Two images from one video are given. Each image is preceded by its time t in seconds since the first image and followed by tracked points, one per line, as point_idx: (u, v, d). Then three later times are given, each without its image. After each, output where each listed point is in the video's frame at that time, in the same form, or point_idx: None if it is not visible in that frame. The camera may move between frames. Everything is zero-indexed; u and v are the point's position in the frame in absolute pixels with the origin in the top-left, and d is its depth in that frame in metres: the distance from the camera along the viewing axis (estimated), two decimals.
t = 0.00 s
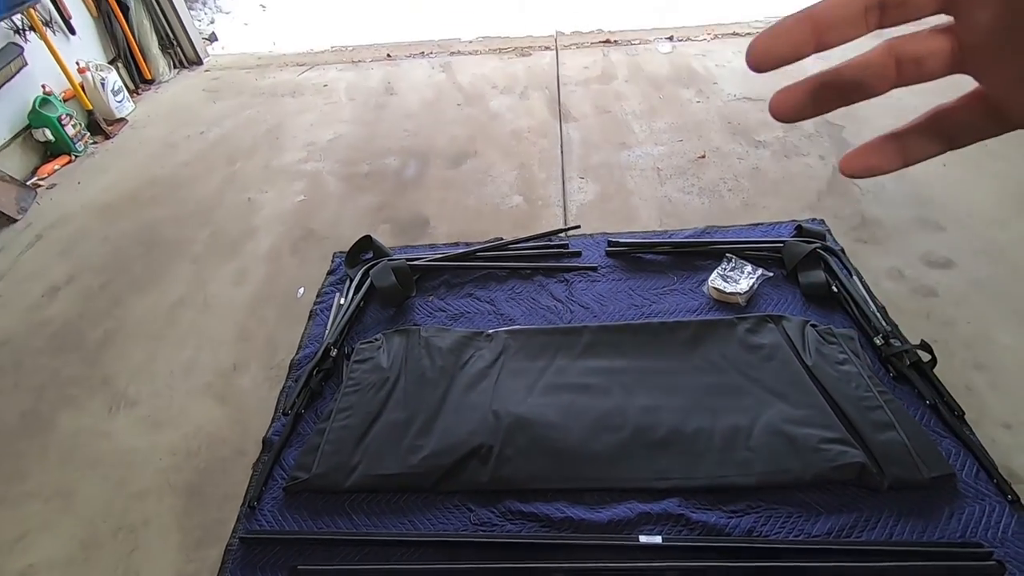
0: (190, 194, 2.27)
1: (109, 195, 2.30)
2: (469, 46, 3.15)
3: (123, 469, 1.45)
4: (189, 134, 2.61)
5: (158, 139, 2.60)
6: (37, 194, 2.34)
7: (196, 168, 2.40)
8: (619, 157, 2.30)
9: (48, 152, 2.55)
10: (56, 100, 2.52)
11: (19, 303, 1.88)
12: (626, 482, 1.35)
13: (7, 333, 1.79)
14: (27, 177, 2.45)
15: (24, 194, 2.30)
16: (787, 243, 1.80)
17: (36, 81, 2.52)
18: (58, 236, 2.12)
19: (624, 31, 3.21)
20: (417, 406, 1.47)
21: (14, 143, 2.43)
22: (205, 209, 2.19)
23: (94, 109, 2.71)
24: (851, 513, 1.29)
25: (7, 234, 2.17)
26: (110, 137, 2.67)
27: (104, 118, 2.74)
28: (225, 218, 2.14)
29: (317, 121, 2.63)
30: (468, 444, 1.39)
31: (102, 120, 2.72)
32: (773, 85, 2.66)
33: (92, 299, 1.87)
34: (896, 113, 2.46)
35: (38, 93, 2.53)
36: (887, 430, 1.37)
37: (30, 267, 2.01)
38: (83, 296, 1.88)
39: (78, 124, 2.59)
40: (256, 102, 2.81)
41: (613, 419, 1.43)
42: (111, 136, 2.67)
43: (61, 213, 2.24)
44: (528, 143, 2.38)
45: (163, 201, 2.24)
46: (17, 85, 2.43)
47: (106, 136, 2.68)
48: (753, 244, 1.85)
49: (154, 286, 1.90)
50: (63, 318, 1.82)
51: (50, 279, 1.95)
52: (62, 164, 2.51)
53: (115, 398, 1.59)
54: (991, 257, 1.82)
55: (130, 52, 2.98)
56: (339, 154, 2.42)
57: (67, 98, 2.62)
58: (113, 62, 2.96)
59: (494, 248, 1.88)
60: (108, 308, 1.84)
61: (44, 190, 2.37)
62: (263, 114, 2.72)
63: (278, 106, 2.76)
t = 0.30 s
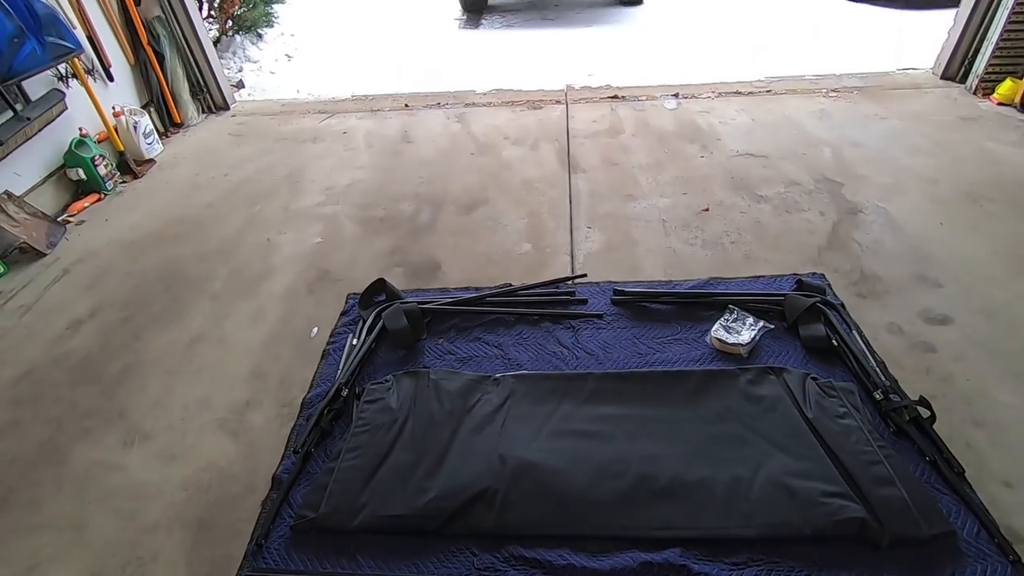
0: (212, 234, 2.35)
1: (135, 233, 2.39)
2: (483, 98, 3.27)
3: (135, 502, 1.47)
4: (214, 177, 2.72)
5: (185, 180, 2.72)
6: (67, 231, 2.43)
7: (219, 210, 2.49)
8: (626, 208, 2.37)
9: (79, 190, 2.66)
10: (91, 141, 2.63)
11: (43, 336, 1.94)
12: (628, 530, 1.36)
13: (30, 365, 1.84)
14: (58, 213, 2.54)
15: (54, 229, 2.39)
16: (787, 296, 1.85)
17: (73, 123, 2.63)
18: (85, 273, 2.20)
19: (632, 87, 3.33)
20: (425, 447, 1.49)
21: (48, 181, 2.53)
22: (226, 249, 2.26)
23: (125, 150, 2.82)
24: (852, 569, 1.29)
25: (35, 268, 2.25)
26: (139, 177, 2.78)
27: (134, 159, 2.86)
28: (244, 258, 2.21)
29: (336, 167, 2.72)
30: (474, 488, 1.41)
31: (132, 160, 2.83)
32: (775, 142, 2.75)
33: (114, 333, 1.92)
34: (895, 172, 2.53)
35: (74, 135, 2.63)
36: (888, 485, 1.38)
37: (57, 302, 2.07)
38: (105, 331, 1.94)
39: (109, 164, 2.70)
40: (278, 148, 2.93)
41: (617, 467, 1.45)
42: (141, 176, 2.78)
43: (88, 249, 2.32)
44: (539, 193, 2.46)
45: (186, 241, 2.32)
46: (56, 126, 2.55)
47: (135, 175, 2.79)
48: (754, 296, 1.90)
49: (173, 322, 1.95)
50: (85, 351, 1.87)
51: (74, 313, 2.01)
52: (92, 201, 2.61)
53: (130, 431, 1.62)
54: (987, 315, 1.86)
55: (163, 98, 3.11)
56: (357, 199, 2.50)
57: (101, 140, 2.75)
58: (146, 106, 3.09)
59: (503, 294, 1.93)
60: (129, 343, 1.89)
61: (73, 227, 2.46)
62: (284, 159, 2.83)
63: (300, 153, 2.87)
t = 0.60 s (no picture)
0: (223, 262, 2.37)
1: (148, 260, 2.41)
2: (493, 134, 3.32)
3: (134, 530, 1.45)
4: (228, 206, 2.76)
5: (199, 209, 2.75)
6: (82, 257, 2.45)
7: (231, 238, 2.51)
8: (633, 243, 2.38)
9: (96, 217, 2.69)
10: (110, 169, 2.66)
11: (51, 360, 1.94)
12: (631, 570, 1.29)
13: (37, 388, 1.84)
14: (75, 239, 2.57)
15: (70, 255, 2.41)
16: (793, 334, 1.85)
17: (95, 152, 2.68)
18: (96, 297, 2.21)
19: (640, 126, 3.38)
20: (427, 481, 1.48)
21: (67, 209, 2.56)
22: (236, 277, 2.28)
23: (143, 178, 2.87)
24: None
25: (48, 292, 2.27)
26: (155, 205, 2.82)
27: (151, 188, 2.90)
28: (254, 286, 2.22)
29: (347, 199, 2.76)
30: (475, 524, 1.38)
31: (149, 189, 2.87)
32: (781, 182, 2.78)
33: (122, 358, 1.93)
34: (900, 213, 2.55)
35: (95, 164, 2.68)
36: (898, 530, 1.34)
37: (67, 325, 2.08)
38: (113, 356, 1.94)
39: (127, 193, 2.74)
40: (290, 179, 2.97)
41: (620, 505, 1.41)
42: (157, 205, 2.82)
43: (100, 275, 2.34)
44: (546, 227, 2.48)
45: (197, 268, 2.34)
46: (78, 156, 2.59)
47: (151, 204, 2.83)
48: (761, 333, 1.89)
49: (181, 349, 1.96)
50: (92, 376, 1.87)
51: (84, 338, 2.02)
52: (108, 228, 2.64)
53: (133, 458, 1.61)
54: (997, 358, 1.84)
55: (182, 130, 3.17)
56: (367, 230, 2.52)
57: (121, 169, 2.79)
58: (165, 138, 3.14)
59: (508, 326, 1.94)
60: (137, 369, 1.89)
61: (88, 252, 2.48)
62: (297, 190, 2.86)
63: (312, 184, 2.91)
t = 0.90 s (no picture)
0: (228, 282, 2.37)
1: (153, 278, 2.41)
2: (498, 159, 3.34)
3: (128, 553, 1.42)
4: (234, 227, 2.76)
5: (205, 229, 2.76)
6: (88, 275, 2.45)
7: (236, 259, 2.52)
8: (636, 269, 2.37)
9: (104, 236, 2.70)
10: (120, 189, 2.68)
11: (52, 378, 1.93)
12: None
13: (37, 406, 1.82)
14: (82, 258, 2.58)
15: (76, 273, 2.41)
16: (798, 362, 1.83)
17: (105, 172, 2.70)
18: (100, 315, 2.21)
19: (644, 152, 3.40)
20: (426, 508, 1.45)
21: (76, 227, 2.57)
22: (240, 297, 2.27)
23: (152, 199, 2.89)
24: None
25: (53, 309, 2.26)
26: (163, 225, 2.83)
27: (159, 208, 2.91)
28: (257, 307, 2.22)
29: (352, 221, 2.76)
30: (474, 553, 1.35)
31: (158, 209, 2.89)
32: (785, 209, 2.78)
33: (123, 377, 1.92)
34: (905, 242, 2.54)
35: (105, 183, 2.69)
36: (909, 567, 1.31)
37: (70, 343, 2.08)
38: (115, 374, 1.93)
39: (135, 212, 2.75)
40: (296, 201, 2.98)
41: (623, 536, 1.38)
42: (165, 225, 2.83)
43: (105, 293, 2.34)
44: (550, 252, 2.47)
45: (201, 288, 2.34)
46: (89, 176, 2.61)
47: (159, 224, 2.84)
48: (766, 361, 1.88)
49: (183, 368, 1.95)
50: (92, 395, 1.86)
51: (86, 356, 2.01)
52: (115, 247, 2.64)
53: (130, 479, 1.59)
54: (1005, 390, 1.82)
55: (192, 152, 3.19)
56: (371, 252, 2.52)
57: (130, 189, 2.81)
58: (175, 158, 3.16)
59: (511, 350, 1.92)
60: (137, 388, 1.88)
61: (94, 270, 2.48)
62: (302, 212, 2.87)
63: (318, 206, 2.92)
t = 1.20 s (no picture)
0: (228, 295, 2.36)
1: (154, 292, 2.41)
2: (499, 175, 3.34)
3: (121, 570, 1.40)
4: (236, 241, 2.77)
5: (207, 243, 2.76)
6: (89, 288, 2.44)
7: (237, 272, 2.51)
8: (637, 285, 2.37)
9: (106, 249, 2.70)
10: (123, 204, 2.68)
11: (50, 391, 1.92)
12: None
13: (34, 419, 1.81)
14: (83, 271, 2.57)
15: (77, 285, 2.40)
16: (800, 380, 1.82)
17: (109, 186, 2.70)
18: (100, 329, 2.20)
19: (645, 169, 3.41)
20: (424, 526, 1.43)
21: (78, 241, 2.57)
22: (240, 310, 2.27)
23: (155, 213, 2.89)
24: None
25: (53, 322, 2.26)
26: (165, 239, 2.83)
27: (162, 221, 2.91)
28: (257, 321, 2.21)
29: (353, 236, 2.76)
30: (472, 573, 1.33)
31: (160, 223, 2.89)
32: (785, 226, 2.78)
33: (121, 391, 1.90)
34: (906, 259, 2.53)
35: (108, 197, 2.70)
36: None
37: (69, 356, 2.07)
38: (112, 388, 1.92)
39: (138, 226, 2.75)
40: (298, 215, 2.98)
41: (624, 556, 1.36)
42: (167, 238, 2.83)
43: (105, 306, 2.33)
44: (551, 268, 2.47)
45: (202, 301, 2.33)
46: (92, 189, 2.62)
47: (161, 237, 2.83)
48: (768, 379, 1.86)
49: (181, 382, 1.93)
50: (90, 408, 1.84)
51: (84, 369, 2.00)
52: (117, 260, 2.64)
53: (125, 494, 1.57)
54: (1009, 409, 1.80)
55: (196, 166, 3.19)
56: (372, 267, 2.52)
57: (133, 203, 2.81)
58: (178, 173, 3.16)
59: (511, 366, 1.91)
60: (135, 402, 1.86)
61: (95, 283, 2.48)
62: (303, 226, 2.87)
63: (319, 221, 2.92)
